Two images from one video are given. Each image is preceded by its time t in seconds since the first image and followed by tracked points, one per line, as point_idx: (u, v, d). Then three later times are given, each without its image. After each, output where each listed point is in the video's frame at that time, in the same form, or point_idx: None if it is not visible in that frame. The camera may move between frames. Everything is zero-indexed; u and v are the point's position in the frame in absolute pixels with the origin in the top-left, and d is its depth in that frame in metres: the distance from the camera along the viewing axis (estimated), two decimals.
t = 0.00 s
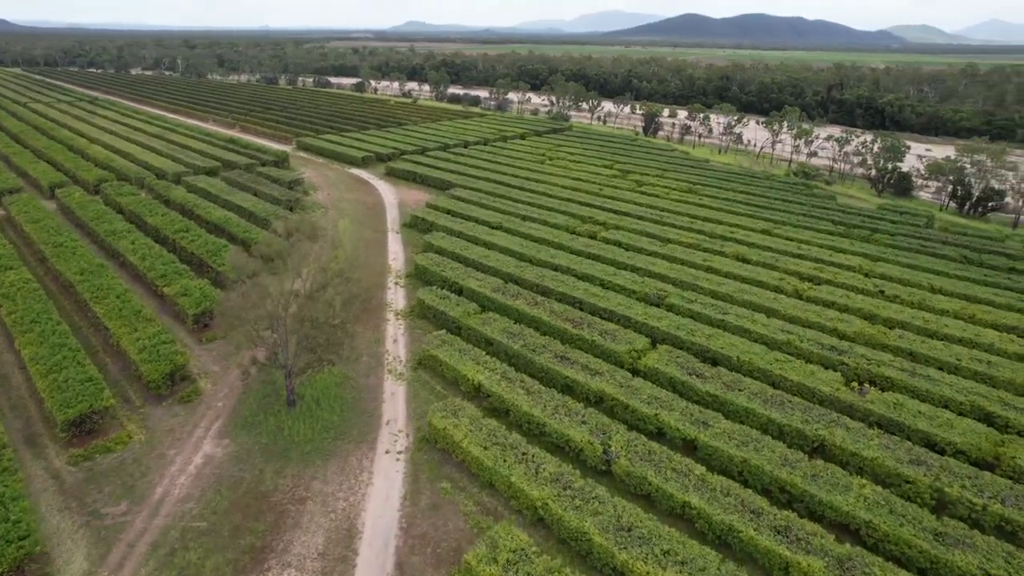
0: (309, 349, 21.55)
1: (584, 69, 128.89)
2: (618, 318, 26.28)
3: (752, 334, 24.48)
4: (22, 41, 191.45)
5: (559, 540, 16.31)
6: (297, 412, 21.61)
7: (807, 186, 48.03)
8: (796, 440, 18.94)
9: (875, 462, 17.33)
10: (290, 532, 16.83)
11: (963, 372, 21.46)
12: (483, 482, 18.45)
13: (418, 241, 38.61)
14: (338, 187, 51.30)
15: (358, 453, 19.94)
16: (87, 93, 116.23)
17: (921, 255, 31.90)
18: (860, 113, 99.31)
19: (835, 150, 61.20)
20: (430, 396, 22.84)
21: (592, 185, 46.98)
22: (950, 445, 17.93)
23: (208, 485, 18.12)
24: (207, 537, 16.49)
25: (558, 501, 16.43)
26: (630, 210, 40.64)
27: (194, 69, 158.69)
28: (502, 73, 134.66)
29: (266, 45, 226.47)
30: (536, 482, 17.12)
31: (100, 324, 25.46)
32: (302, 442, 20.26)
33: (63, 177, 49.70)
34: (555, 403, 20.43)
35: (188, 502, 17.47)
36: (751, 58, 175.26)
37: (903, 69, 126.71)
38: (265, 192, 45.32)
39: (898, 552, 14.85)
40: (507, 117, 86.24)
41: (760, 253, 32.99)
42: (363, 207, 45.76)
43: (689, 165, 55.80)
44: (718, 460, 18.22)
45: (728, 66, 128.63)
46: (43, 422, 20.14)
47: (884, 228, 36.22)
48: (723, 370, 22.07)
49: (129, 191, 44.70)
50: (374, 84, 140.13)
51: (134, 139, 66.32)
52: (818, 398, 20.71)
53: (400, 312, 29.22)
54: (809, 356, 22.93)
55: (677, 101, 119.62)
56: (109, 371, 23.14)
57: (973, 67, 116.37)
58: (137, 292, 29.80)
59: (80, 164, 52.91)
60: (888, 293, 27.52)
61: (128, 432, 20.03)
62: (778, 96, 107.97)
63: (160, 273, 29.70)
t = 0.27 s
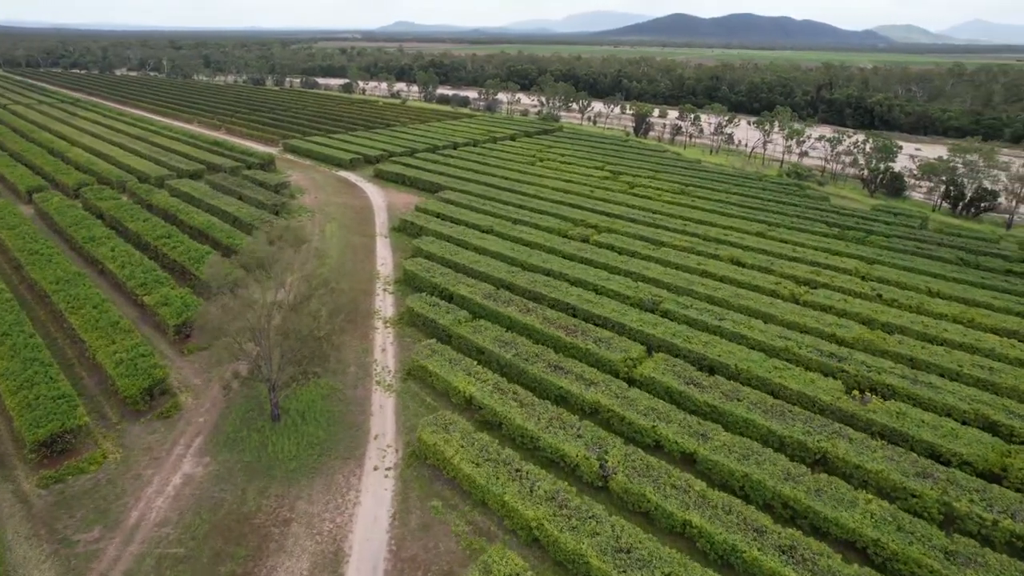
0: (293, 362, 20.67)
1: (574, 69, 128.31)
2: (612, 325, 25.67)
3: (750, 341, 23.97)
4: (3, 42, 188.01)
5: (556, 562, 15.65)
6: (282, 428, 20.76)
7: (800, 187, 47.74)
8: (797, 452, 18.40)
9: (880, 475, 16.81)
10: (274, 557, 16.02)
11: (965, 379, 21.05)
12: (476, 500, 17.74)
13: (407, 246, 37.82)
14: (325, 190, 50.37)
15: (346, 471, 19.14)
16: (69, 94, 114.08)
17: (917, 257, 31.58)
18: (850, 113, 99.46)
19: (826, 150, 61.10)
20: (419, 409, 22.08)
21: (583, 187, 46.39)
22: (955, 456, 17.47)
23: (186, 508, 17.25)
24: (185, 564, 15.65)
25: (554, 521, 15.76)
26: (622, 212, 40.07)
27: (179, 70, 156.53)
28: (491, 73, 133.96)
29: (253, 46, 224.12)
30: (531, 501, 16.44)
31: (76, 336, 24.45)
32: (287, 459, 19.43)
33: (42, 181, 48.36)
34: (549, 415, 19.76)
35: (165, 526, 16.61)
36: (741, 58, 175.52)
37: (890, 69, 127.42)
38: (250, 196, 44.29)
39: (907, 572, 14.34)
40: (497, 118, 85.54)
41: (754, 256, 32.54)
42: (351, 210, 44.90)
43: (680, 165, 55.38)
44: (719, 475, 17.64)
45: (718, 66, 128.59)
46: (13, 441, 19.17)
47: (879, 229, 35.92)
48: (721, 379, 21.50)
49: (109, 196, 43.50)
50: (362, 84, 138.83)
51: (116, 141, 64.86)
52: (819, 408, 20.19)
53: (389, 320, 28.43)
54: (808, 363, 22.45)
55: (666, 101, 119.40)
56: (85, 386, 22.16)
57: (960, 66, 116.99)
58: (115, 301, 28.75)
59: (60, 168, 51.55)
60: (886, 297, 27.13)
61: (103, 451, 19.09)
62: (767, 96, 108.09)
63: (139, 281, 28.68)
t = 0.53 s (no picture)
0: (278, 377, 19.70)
1: (565, 70, 127.80)
2: (608, 332, 25.04)
3: (748, 349, 23.43)
4: None
5: None
6: (266, 444, 19.92)
7: (793, 188, 47.42)
8: (800, 465, 17.85)
9: (886, 490, 16.28)
10: None
11: (968, 387, 20.60)
12: (468, 520, 17.04)
13: (396, 250, 37.04)
14: (313, 194, 49.46)
15: (333, 489, 18.35)
16: (53, 96, 112.15)
17: (914, 260, 31.23)
18: (841, 113, 99.64)
19: (819, 150, 60.96)
20: (409, 422, 21.33)
21: (576, 190, 45.79)
22: (962, 469, 16.98)
23: (164, 532, 16.41)
24: None
25: (550, 544, 15.10)
26: (616, 215, 39.49)
27: (166, 71, 154.61)
28: (482, 74, 133.31)
29: (241, 46, 222.03)
30: (526, 522, 15.76)
31: (51, 348, 23.49)
32: (271, 477, 18.60)
33: (21, 186, 47.09)
34: (544, 429, 19.08)
35: (141, 553, 15.78)
36: (731, 59, 175.79)
37: (880, 69, 128.05)
38: (236, 200, 43.31)
39: None
40: (488, 119, 84.87)
41: (750, 259, 32.04)
42: (340, 214, 44.04)
43: (673, 166, 54.93)
44: (720, 490, 17.06)
45: (708, 66, 128.58)
46: None
47: (874, 232, 35.60)
48: (720, 389, 20.93)
49: (90, 200, 42.36)
50: (352, 85, 137.70)
51: (99, 143, 63.50)
52: (821, 418, 19.65)
53: (378, 329, 27.64)
54: (808, 372, 21.94)
55: (658, 101, 119.20)
56: (59, 402, 21.22)
57: (949, 66, 117.61)
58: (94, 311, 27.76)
59: (40, 172, 50.28)
60: (884, 301, 26.71)
61: (77, 472, 18.21)
62: (758, 96, 108.16)
63: (119, 290, 27.72)
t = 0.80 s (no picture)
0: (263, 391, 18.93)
1: (556, 70, 127.48)
2: (603, 339, 24.50)
3: (746, 355, 22.96)
4: None
5: None
6: (251, 459, 19.17)
7: (787, 189, 47.11)
8: (802, 477, 17.37)
9: (892, 504, 15.79)
10: None
11: (971, 394, 20.20)
12: (461, 539, 16.42)
13: (387, 255, 36.35)
14: (302, 196, 48.64)
15: (320, 507, 17.66)
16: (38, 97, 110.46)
17: (911, 263, 30.93)
18: (832, 113, 99.81)
19: (813, 151, 60.87)
20: (400, 435, 20.67)
21: (569, 192, 45.25)
22: (968, 480, 16.54)
23: (143, 556, 15.69)
24: None
25: (547, 565, 14.54)
26: (609, 218, 38.96)
27: (155, 72, 152.95)
28: (474, 74, 132.72)
29: (231, 47, 220.30)
30: (522, 542, 15.18)
31: (28, 361, 22.65)
32: (256, 495, 17.86)
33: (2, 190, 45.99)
34: (539, 442, 18.48)
35: None
36: (723, 59, 176.19)
37: (870, 69, 128.64)
38: (223, 203, 42.43)
39: None
40: (480, 120, 84.24)
41: (746, 262, 31.60)
42: (329, 218, 43.26)
43: (666, 168, 54.53)
44: (720, 505, 16.54)
45: (700, 66, 128.62)
46: None
47: (870, 234, 35.31)
48: (719, 398, 20.41)
49: (73, 204, 41.35)
50: (342, 86, 136.73)
51: (83, 146, 62.32)
52: (822, 427, 19.17)
53: (367, 337, 26.94)
54: (807, 379, 21.48)
55: (650, 101, 119.07)
56: (36, 417, 20.40)
57: (938, 67, 118.19)
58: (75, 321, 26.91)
59: (22, 175, 49.15)
60: (883, 305, 26.34)
61: (52, 492, 17.44)
62: (750, 96, 108.27)
63: (99, 298, 26.87)
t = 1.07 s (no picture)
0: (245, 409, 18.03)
1: (547, 71, 126.99)
2: (597, 347, 23.88)
3: (744, 364, 22.42)
4: None
5: None
6: (233, 478, 18.34)
7: (780, 191, 46.78)
8: (805, 492, 16.82)
9: (899, 520, 15.27)
10: None
11: (974, 403, 19.76)
12: (452, 562, 15.72)
13: (376, 260, 35.54)
14: (289, 200, 47.67)
15: (305, 528, 16.88)
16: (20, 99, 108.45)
17: (908, 266, 30.62)
18: (823, 113, 99.98)
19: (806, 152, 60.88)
20: (389, 450, 19.93)
21: (561, 194, 44.66)
22: (976, 495, 16.04)
23: None
24: None
25: None
26: (602, 221, 38.38)
27: (141, 73, 150.83)
28: (464, 75, 132.01)
29: (218, 48, 218.25)
30: (516, 566, 14.50)
31: None
32: (238, 517, 17.05)
33: None
34: (533, 458, 17.79)
35: None
36: (714, 59, 176.40)
37: (859, 69, 129.31)
38: (207, 208, 41.42)
39: None
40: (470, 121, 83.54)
41: (742, 267, 31.13)
42: (317, 222, 42.37)
43: (658, 169, 54.08)
44: (721, 524, 15.95)
45: (690, 66, 128.58)
46: None
47: (866, 236, 35.00)
48: (718, 409, 19.84)
49: (52, 210, 40.19)
50: (331, 87, 135.50)
51: (64, 149, 60.91)
52: (824, 439, 18.64)
53: (355, 346, 26.15)
54: (807, 388, 20.96)
55: (640, 102, 118.86)
56: (5, 436, 19.44)
57: (927, 67, 118.85)
58: (50, 332, 25.91)
59: None
60: (881, 310, 25.92)
61: (20, 517, 16.54)
62: (741, 97, 108.37)
63: (76, 309, 25.88)
